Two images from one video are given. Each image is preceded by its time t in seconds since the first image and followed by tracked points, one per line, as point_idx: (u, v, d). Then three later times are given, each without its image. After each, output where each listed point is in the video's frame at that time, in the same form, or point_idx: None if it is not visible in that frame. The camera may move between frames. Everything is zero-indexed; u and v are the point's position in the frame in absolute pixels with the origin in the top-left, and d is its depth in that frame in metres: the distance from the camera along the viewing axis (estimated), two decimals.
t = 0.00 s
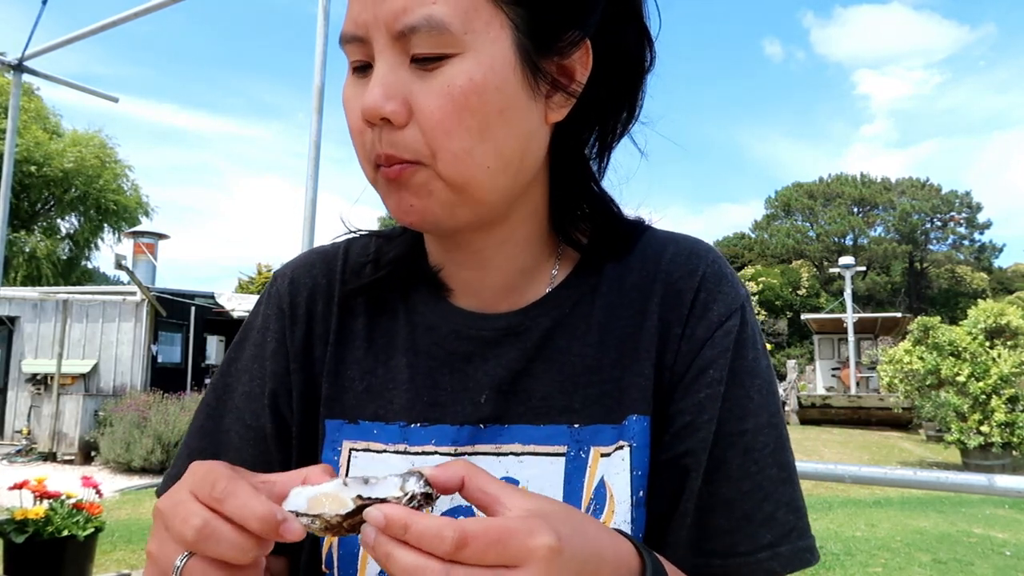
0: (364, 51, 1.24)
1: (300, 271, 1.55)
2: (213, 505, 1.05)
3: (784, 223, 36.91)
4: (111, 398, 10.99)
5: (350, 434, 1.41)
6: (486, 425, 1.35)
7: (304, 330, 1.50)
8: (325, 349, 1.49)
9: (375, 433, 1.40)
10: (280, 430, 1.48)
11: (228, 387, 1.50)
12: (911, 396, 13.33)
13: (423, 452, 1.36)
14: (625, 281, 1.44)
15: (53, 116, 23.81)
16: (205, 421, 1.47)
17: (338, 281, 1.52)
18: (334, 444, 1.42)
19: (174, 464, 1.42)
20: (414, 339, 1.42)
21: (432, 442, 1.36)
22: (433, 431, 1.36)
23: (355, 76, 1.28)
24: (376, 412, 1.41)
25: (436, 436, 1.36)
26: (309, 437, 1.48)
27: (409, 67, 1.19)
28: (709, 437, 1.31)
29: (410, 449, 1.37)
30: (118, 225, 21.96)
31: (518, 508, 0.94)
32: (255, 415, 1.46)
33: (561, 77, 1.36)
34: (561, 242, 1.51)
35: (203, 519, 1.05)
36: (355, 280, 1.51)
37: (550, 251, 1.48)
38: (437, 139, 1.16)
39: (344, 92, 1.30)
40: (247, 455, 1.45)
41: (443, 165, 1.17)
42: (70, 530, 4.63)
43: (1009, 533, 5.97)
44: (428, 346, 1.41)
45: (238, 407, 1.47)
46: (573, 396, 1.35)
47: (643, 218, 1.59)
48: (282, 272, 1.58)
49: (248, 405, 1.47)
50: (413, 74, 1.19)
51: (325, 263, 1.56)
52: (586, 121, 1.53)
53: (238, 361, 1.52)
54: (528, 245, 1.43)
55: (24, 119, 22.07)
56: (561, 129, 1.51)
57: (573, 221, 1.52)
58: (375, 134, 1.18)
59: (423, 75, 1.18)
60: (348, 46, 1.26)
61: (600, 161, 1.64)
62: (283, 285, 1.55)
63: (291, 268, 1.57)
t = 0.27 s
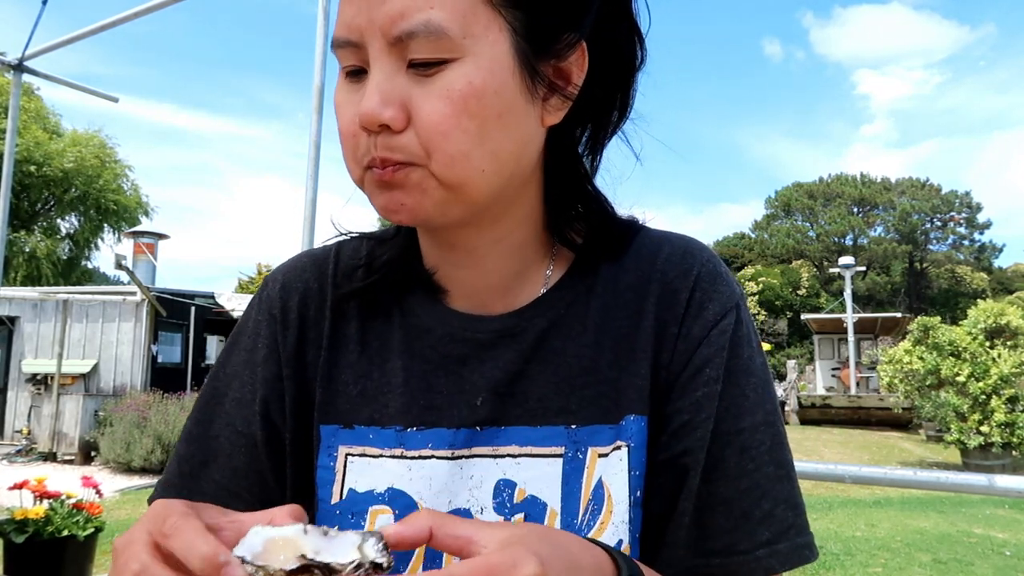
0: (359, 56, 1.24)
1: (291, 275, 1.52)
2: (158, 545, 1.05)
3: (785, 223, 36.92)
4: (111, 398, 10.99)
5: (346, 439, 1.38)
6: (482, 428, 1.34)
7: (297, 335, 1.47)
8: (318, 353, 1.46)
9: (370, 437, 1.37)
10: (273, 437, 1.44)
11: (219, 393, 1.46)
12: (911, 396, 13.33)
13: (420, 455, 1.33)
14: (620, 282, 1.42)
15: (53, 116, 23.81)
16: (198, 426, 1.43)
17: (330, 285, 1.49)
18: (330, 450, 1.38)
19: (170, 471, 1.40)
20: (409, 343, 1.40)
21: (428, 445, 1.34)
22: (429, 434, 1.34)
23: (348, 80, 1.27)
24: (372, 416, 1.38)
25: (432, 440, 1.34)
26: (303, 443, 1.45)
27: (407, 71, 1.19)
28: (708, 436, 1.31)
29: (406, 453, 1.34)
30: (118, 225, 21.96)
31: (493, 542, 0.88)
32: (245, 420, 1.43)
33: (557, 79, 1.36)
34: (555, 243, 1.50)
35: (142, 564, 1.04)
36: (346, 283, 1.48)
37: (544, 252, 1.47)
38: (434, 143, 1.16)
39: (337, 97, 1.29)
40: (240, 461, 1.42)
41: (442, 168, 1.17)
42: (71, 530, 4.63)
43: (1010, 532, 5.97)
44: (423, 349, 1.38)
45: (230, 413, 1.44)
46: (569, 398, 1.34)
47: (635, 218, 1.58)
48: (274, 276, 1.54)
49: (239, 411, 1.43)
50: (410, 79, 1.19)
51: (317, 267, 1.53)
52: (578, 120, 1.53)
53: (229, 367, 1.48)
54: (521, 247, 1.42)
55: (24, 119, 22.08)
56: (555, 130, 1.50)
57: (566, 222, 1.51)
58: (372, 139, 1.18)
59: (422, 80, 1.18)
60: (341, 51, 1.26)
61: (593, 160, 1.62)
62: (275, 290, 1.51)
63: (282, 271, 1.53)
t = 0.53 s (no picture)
0: (350, 52, 1.24)
1: (285, 275, 1.46)
2: None
3: (784, 223, 36.98)
4: (111, 398, 11.00)
5: (341, 439, 1.32)
6: (479, 428, 1.28)
7: (290, 334, 1.41)
8: (312, 353, 1.41)
9: (365, 436, 1.31)
10: (265, 439, 1.37)
11: (209, 390, 1.40)
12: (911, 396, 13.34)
13: (416, 455, 1.27)
14: (620, 281, 1.38)
15: (53, 115, 23.85)
16: (192, 425, 1.39)
17: (325, 284, 1.44)
18: (325, 449, 1.32)
19: (163, 473, 1.37)
20: (404, 342, 1.36)
21: (425, 444, 1.27)
22: (425, 433, 1.28)
23: (339, 78, 1.28)
24: (367, 415, 1.32)
25: (429, 439, 1.27)
26: (296, 446, 1.37)
27: (397, 69, 1.19)
28: (716, 439, 1.24)
29: (402, 453, 1.27)
30: (118, 225, 22.00)
31: None
32: (237, 419, 1.37)
33: (550, 76, 1.36)
34: (551, 241, 1.47)
35: None
36: (342, 281, 1.44)
37: (540, 250, 1.45)
38: (426, 145, 1.17)
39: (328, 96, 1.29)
40: (230, 461, 1.35)
41: (433, 169, 1.18)
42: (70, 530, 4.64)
43: (1009, 532, 5.98)
44: (419, 347, 1.34)
45: (221, 411, 1.38)
46: (568, 398, 1.29)
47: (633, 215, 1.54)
48: (268, 273, 1.49)
49: (230, 409, 1.38)
50: (401, 77, 1.19)
51: (312, 265, 1.48)
52: (572, 117, 1.54)
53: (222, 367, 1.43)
54: (516, 244, 1.40)
55: (25, 119, 22.12)
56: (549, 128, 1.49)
57: (564, 219, 1.48)
58: (364, 139, 1.19)
59: (413, 78, 1.19)
60: (331, 47, 1.26)
61: (587, 156, 1.60)
62: (268, 288, 1.45)
63: (277, 270, 1.48)
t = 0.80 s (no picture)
0: (354, 51, 1.22)
1: (280, 277, 1.46)
2: None
3: (784, 222, 36.98)
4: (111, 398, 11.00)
5: (339, 441, 1.30)
6: (478, 430, 1.26)
7: (284, 337, 1.40)
8: (308, 355, 1.39)
9: (364, 439, 1.29)
10: (256, 441, 1.35)
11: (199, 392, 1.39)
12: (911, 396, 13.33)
13: (415, 457, 1.25)
14: (621, 282, 1.36)
15: (53, 115, 23.85)
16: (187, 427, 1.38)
17: (320, 285, 1.43)
18: (323, 452, 1.30)
19: (165, 475, 1.36)
20: (402, 342, 1.34)
21: (423, 447, 1.26)
22: (423, 436, 1.26)
23: (340, 76, 1.26)
24: (365, 418, 1.30)
25: (427, 442, 1.26)
26: (290, 447, 1.34)
27: (406, 68, 1.17)
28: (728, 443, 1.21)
29: (401, 455, 1.26)
30: (118, 225, 21.99)
31: None
32: (227, 421, 1.35)
33: (555, 75, 1.34)
34: (550, 241, 1.46)
35: None
36: (337, 285, 1.42)
37: (539, 251, 1.43)
38: (437, 144, 1.14)
39: (330, 95, 1.27)
40: (218, 463, 1.33)
41: (444, 169, 1.16)
42: (70, 530, 4.64)
43: (1010, 532, 5.97)
44: (416, 348, 1.33)
45: (212, 414, 1.37)
46: (567, 400, 1.27)
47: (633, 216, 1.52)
48: (263, 278, 1.49)
49: (222, 411, 1.37)
50: (409, 76, 1.17)
51: (306, 268, 1.46)
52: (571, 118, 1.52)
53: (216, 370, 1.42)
54: (515, 246, 1.39)
55: (24, 119, 22.12)
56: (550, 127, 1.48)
57: (562, 219, 1.47)
58: (373, 139, 1.17)
59: (422, 77, 1.17)
60: (334, 46, 1.24)
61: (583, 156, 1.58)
62: (262, 292, 1.45)
63: (270, 275, 1.48)
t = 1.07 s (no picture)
0: (380, 39, 1.21)
1: (277, 276, 1.47)
2: None
3: (784, 222, 36.99)
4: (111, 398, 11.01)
5: (337, 440, 1.31)
6: (475, 428, 1.27)
7: (283, 334, 1.41)
8: (306, 353, 1.40)
9: (361, 437, 1.30)
10: (253, 438, 1.35)
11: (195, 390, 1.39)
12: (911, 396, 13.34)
13: (412, 454, 1.26)
14: (616, 283, 1.38)
15: (53, 116, 23.87)
16: (179, 424, 1.39)
17: (318, 287, 1.44)
18: (321, 450, 1.30)
19: (153, 470, 1.36)
20: (399, 342, 1.35)
21: (420, 444, 1.27)
22: (421, 434, 1.27)
23: (359, 65, 1.24)
24: (363, 416, 1.32)
25: (424, 440, 1.27)
26: (288, 444, 1.35)
27: (439, 56, 1.17)
28: (724, 438, 1.23)
29: (398, 453, 1.27)
30: (118, 225, 22.00)
31: None
32: (225, 418, 1.36)
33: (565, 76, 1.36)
34: (546, 241, 1.48)
35: None
36: (334, 286, 1.44)
37: (535, 252, 1.43)
38: (476, 127, 1.13)
39: (347, 85, 1.24)
40: (213, 460, 1.34)
41: (482, 153, 1.14)
42: (70, 530, 4.65)
43: (1010, 532, 5.97)
44: (416, 347, 1.34)
45: (209, 411, 1.38)
46: (563, 399, 1.28)
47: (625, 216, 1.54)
48: (262, 274, 1.49)
49: (218, 409, 1.37)
50: (443, 64, 1.17)
51: (304, 267, 1.48)
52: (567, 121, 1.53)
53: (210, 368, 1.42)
54: (518, 247, 1.40)
55: (24, 119, 22.12)
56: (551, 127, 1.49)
57: (556, 221, 1.49)
58: (407, 126, 1.14)
59: (457, 65, 1.16)
60: (359, 33, 1.22)
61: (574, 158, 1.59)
62: (260, 290, 1.45)
63: (268, 272, 1.48)
